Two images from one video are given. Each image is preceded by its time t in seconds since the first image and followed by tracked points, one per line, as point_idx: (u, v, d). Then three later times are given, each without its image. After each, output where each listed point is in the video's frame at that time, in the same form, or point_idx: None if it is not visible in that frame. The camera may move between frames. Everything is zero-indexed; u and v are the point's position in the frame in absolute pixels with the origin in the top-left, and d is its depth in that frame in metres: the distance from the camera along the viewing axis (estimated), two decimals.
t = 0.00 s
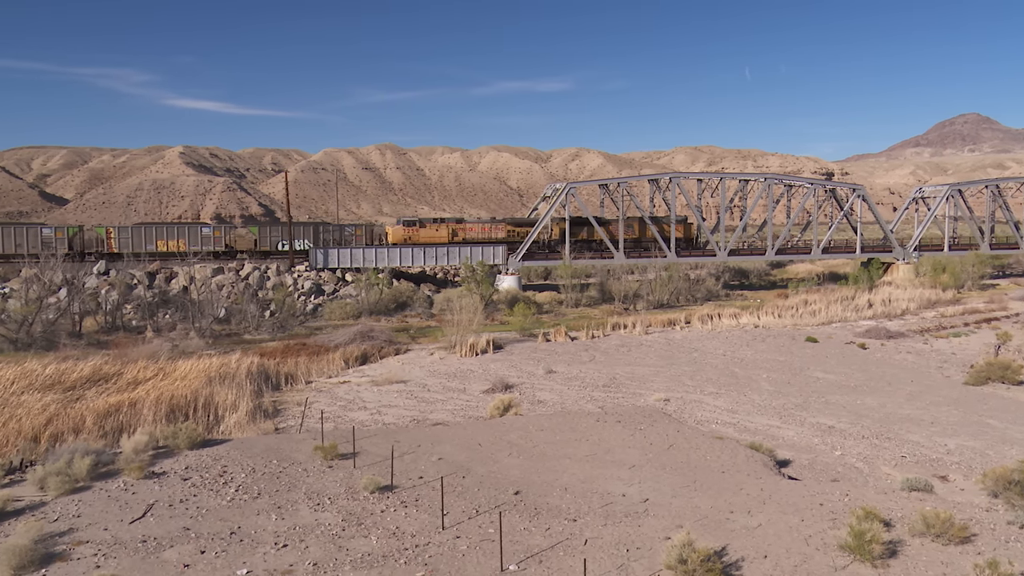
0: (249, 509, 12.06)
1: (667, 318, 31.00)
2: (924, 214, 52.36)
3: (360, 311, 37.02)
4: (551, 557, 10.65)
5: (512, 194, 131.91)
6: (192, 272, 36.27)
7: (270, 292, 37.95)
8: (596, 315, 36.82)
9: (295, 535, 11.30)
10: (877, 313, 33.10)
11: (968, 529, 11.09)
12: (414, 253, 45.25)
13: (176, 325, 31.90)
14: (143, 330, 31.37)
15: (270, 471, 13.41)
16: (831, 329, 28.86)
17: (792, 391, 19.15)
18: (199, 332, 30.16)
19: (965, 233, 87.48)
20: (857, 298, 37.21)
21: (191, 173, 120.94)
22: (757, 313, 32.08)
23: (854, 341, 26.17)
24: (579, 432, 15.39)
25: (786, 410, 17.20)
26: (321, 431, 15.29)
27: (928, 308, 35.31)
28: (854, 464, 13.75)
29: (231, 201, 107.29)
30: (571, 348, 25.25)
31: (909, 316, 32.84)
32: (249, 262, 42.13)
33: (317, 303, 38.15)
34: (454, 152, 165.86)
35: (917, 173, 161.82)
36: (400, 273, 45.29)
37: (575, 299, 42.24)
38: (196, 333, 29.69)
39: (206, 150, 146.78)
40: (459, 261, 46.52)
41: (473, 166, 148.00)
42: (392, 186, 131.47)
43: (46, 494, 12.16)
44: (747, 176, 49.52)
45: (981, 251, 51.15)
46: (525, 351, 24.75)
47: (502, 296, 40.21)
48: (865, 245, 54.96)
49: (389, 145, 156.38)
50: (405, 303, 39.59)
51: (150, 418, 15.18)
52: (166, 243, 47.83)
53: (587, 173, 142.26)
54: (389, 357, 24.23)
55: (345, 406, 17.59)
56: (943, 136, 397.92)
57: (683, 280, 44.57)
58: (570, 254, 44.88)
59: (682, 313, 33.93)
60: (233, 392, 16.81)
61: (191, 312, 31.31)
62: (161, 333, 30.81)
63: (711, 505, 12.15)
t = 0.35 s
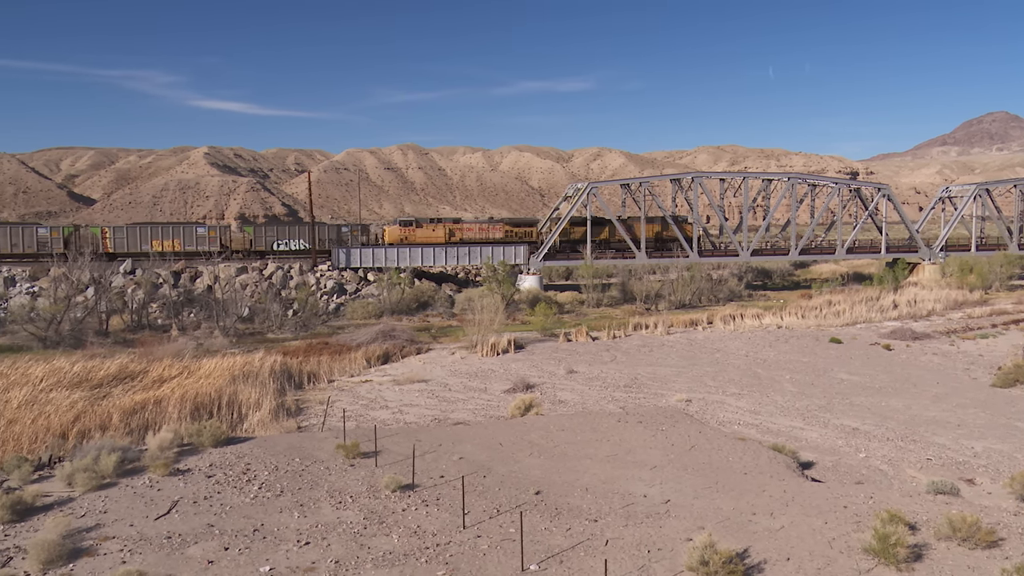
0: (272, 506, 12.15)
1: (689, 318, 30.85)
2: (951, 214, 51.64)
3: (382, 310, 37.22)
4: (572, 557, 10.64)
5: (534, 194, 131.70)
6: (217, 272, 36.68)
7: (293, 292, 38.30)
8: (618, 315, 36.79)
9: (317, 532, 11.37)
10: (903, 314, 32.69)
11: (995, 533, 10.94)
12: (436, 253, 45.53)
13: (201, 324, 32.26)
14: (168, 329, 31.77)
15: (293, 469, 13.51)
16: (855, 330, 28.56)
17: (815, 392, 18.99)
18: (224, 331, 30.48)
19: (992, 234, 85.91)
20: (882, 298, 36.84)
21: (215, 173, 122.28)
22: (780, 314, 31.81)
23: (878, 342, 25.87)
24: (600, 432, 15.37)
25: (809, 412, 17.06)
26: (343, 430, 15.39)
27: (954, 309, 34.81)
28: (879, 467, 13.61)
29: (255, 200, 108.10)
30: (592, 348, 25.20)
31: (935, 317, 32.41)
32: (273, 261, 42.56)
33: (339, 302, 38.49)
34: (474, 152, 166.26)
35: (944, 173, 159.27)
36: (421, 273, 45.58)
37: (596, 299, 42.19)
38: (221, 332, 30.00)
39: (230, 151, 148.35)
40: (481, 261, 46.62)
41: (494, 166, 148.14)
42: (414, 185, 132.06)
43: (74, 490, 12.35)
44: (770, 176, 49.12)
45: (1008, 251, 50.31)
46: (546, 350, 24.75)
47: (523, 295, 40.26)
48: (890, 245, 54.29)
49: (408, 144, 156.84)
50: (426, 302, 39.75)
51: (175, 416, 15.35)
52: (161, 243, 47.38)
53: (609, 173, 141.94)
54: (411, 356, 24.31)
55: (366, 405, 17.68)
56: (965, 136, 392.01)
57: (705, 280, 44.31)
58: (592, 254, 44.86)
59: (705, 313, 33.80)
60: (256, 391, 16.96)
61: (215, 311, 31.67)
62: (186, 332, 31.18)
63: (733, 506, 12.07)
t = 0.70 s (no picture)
0: (294, 504, 12.24)
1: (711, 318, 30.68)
2: (979, 213, 50.90)
3: (403, 310, 37.40)
4: (593, 557, 10.62)
5: (556, 194, 131.57)
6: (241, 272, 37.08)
7: (316, 291, 38.61)
8: (639, 316, 36.77)
9: (339, 531, 11.43)
10: (928, 315, 32.28)
11: None
12: (458, 252, 45.55)
13: (225, 323, 32.64)
14: (193, 327, 32.20)
15: (315, 467, 13.60)
16: (879, 331, 28.27)
17: (839, 393, 18.82)
18: (248, 330, 30.79)
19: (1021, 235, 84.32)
20: (908, 299, 36.42)
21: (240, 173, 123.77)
22: (804, 315, 31.55)
23: (903, 343, 25.60)
24: (621, 432, 15.33)
25: (833, 413, 16.92)
26: (365, 428, 15.46)
27: (981, 310, 34.29)
28: (904, 469, 13.47)
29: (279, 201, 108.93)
30: (613, 348, 25.16)
31: (961, 318, 31.97)
32: (297, 261, 42.97)
33: (361, 301, 38.78)
34: (495, 152, 166.74)
35: (969, 172, 156.85)
36: (443, 272, 45.70)
37: (618, 299, 42.09)
38: (245, 331, 30.34)
39: (254, 150, 150.13)
40: (502, 260, 46.70)
41: (516, 166, 148.24)
42: (436, 185, 132.71)
43: (101, 486, 12.52)
44: (794, 176, 48.72)
45: None
46: (567, 350, 24.73)
47: (544, 295, 40.28)
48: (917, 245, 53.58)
49: (429, 144, 157.62)
50: (448, 302, 39.90)
51: (200, 414, 15.50)
52: (156, 244, 47.50)
53: (631, 173, 141.64)
54: (433, 355, 24.38)
55: (388, 404, 17.76)
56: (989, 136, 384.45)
57: (728, 281, 44.00)
58: (613, 253, 44.77)
59: (725, 314, 33.65)
60: (279, 389, 17.10)
61: (239, 310, 32.01)
62: (210, 330, 31.58)
63: (756, 508, 11.99)
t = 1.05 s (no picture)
0: (318, 502, 12.33)
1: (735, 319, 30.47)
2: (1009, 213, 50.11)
3: (426, 309, 37.58)
4: (616, 558, 10.58)
5: (579, 194, 131.18)
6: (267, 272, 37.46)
7: (340, 291, 38.93)
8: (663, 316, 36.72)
9: (363, 529, 11.50)
10: (956, 316, 31.84)
11: None
12: (481, 252, 45.62)
13: (251, 321, 33.00)
14: (220, 326, 32.58)
15: (339, 466, 13.68)
16: (907, 332, 27.92)
17: (865, 395, 18.62)
18: (273, 329, 31.13)
19: None
20: (936, 300, 35.93)
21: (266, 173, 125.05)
22: (830, 316, 31.26)
23: (932, 344, 25.27)
24: (645, 433, 15.28)
25: (859, 415, 16.74)
26: (388, 427, 15.53)
27: (1012, 311, 33.71)
28: (932, 472, 13.31)
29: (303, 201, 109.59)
30: (637, 349, 25.10)
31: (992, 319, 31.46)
32: (322, 260, 43.38)
33: (384, 301, 39.05)
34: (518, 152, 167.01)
35: (997, 171, 154.14)
36: (466, 272, 45.80)
37: (641, 299, 41.95)
38: (270, 330, 30.65)
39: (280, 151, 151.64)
40: (525, 260, 46.72)
41: (540, 165, 148.01)
42: (459, 185, 133.20)
43: (129, 482, 12.69)
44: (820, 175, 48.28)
45: None
46: (590, 351, 24.70)
47: (567, 295, 40.27)
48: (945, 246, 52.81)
49: (452, 145, 158.23)
50: (471, 301, 40.03)
51: (226, 412, 15.66)
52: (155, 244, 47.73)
53: (655, 172, 141.12)
54: (456, 355, 24.41)
55: (411, 403, 17.84)
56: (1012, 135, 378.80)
57: (752, 281, 43.64)
58: (637, 253, 44.67)
59: (748, 315, 33.43)
60: (304, 388, 17.23)
61: (265, 309, 32.35)
62: (236, 329, 31.95)
63: (780, 511, 11.89)
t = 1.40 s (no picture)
0: (342, 500, 12.41)
1: (760, 319, 30.26)
2: None
3: (449, 309, 37.72)
4: (638, 559, 10.54)
5: (603, 194, 130.81)
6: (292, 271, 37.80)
7: (364, 291, 39.23)
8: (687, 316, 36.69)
9: (386, 527, 11.56)
10: (986, 318, 31.39)
11: None
12: (504, 252, 45.67)
13: (276, 320, 33.35)
14: (244, 325, 32.91)
15: (362, 464, 13.76)
16: (935, 334, 27.59)
17: (892, 397, 18.43)
18: (298, 327, 31.41)
19: None
20: (965, 301, 35.42)
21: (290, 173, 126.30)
22: (856, 317, 30.94)
23: (960, 346, 24.92)
24: (668, 434, 15.23)
25: (885, 417, 16.57)
26: (411, 427, 15.60)
27: None
28: (960, 475, 13.15)
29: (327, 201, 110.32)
30: (660, 349, 25.08)
31: None
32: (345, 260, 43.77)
33: (407, 300, 39.28)
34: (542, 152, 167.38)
35: None
36: (489, 272, 45.89)
37: (664, 300, 41.85)
38: (293, 329, 30.93)
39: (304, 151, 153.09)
40: (548, 260, 46.76)
41: (562, 165, 147.61)
42: (481, 185, 133.75)
43: (156, 479, 12.84)
44: (847, 175, 47.81)
45: None
46: (613, 351, 24.65)
47: (590, 295, 40.27)
48: (974, 246, 51.97)
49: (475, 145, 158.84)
50: (493, 301, 40.13)
51: (251, 410, 15.81)
52: (152, 243, 48.28)
53: (678, 172, 140.74)
54: (478, 354, 24.44)
55: (434, 402, 17.92)
56: None
57: (777, 282, 43.29)
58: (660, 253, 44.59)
59: (772, 315, 33.16)
60: (328, 387, 17.35)
61: (289, 309, 32.61)
62: (261, 328, 32.30)
63: (804, 513, 11.80)
